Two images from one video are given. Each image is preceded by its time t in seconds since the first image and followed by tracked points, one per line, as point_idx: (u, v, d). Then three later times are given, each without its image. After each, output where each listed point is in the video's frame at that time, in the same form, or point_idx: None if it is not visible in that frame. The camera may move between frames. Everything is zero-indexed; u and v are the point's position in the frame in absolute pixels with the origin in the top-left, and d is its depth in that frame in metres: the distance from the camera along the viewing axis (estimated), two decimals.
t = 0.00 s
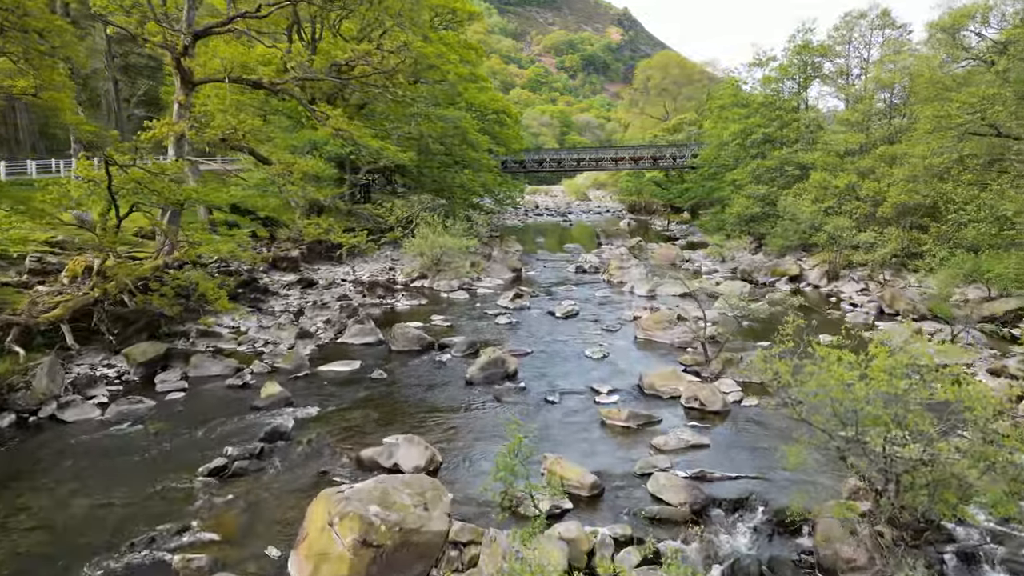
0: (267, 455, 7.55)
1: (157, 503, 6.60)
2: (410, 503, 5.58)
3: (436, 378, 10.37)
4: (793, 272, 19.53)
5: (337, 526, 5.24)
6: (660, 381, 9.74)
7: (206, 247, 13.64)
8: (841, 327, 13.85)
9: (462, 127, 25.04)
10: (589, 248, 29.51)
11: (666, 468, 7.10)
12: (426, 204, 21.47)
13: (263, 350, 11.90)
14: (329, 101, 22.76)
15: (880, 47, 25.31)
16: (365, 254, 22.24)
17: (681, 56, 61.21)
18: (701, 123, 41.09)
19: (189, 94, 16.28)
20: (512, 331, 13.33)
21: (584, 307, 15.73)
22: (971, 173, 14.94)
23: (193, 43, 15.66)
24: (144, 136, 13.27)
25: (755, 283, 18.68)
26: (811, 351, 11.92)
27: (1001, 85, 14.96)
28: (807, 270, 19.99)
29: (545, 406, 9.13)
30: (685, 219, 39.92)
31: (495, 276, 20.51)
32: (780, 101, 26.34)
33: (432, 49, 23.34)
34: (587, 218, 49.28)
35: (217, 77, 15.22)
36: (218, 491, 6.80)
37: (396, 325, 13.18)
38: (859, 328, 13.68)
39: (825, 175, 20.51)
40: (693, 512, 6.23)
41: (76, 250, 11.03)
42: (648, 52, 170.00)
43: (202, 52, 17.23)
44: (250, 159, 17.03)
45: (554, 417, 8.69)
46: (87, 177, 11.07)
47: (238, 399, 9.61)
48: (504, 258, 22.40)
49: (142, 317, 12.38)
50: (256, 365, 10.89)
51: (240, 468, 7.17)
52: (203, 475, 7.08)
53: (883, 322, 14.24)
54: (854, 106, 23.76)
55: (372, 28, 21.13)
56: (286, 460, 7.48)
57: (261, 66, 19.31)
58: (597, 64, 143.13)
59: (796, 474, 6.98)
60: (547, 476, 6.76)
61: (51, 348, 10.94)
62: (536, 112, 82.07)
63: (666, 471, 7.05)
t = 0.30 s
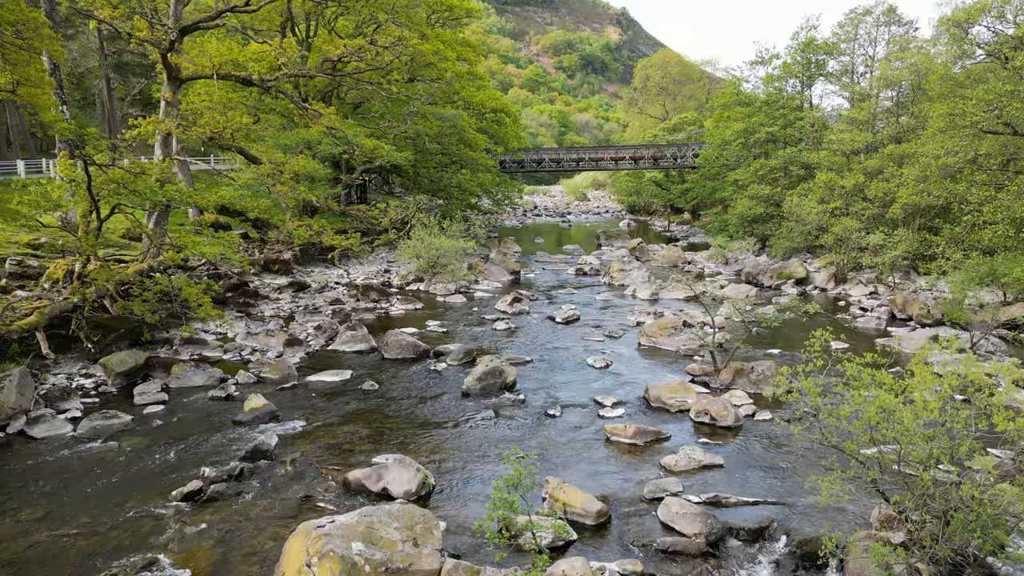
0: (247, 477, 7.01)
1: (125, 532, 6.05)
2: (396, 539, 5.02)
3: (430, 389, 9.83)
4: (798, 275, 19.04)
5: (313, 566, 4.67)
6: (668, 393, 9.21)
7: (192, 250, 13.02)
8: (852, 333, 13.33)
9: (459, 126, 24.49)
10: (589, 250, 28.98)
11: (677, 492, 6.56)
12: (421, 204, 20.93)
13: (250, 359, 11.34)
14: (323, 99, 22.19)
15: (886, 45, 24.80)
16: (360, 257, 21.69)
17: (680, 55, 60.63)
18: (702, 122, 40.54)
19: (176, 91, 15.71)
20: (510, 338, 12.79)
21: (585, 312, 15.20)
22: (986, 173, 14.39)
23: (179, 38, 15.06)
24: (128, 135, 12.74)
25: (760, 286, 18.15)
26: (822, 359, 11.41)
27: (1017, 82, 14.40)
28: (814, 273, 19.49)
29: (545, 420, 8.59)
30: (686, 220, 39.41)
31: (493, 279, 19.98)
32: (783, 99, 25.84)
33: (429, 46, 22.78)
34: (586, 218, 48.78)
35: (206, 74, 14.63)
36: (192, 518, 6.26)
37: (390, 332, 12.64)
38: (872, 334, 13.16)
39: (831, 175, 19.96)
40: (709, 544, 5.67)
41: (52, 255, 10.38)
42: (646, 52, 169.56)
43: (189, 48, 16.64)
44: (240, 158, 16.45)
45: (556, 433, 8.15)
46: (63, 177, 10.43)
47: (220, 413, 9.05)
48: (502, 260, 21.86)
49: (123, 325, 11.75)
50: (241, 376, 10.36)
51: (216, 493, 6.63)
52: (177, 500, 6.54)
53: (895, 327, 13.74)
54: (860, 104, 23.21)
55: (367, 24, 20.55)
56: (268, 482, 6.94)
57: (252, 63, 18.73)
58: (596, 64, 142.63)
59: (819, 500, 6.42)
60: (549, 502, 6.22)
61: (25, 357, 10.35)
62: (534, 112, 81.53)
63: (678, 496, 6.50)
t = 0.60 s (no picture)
0: (222, 503, 6.43)
1: (82, 568, 5.48)
2: None
3: (423, 401, 9.27)
4: (805, 278, 18.50)
5: None
6: (676, 407, 8.66)
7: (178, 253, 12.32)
8: (865, 340, 12.80)
9: (456, 125, 23.91)
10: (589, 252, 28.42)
11: (691, 521, 5.98)
12: (417, 205, 20.37)
13: (235, 369, 10.75)
14: (316, 97, 21.59)
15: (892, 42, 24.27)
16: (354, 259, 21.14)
17: (680, 54, 60.01)
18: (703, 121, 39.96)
19: (161, 89, 15.13)
20: (509, 345, 12.24)
21: (587, 317, 14.65)
22: (1003, 173, 13.84)
23: (164, 32, 14.41)
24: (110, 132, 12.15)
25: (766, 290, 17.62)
26: (835, 368, 10.87)
27: None
28: (821, 276, 18.96)
29: (546, 437, 8.03)
30: (686, 221, 38.87)
31: (490, 282, 19.44)
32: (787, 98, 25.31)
33: (424, 44, 22.20)
34: (585, 219, 48.21)
35: (191, 71, 14.03)
36: (159, 552, 5.69)
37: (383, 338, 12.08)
38: (886, 341, 12.63)
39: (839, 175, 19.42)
40: None
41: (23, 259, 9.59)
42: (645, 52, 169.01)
43: (176, 43, 16.05)
44: (229, 158, 15.85)
45: (558, 451, 7.59)
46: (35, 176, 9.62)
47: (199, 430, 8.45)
48: (500, 263, 21.31)
49: (102, 332, 11.07)
50: (223, 388, 9.78)
51: (187, 522, 6.06)
52: (144, 531, 5.95)
53: (909, 334, 13.20)
54: (867, 103, 22.65)
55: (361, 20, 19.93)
56: (244, 509, 6.36)
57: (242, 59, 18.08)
58: (594, 64, 142.10)
59: (846, 531, 5.86)
60: (552, 533, 5.66)
61: None
62: (532, 112, 80.93)
63: (692, 525, 5.92)
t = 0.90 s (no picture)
0: (193, 534, 5.85)
1: None
2: None
3: (416, 415, 8.72)
4: (812, 281, 17.97)
5: None
6: (685, 422, 8.11)
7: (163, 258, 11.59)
8: (877, 347, 12.27)
9: (452, 124, 23.34)
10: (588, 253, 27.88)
11: (708, 555, 5.41)
12: (412, 206, 19.80)
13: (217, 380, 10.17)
14: (309, 95, 21.00)
15: (897, 40, 23.77)
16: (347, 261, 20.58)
17: (679, 53, 59.43)
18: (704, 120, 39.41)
19: (146, 85, 14.51)
20: (507, 353, 11.69)
21: (588, 322, 14.12)
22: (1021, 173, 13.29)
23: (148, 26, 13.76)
24: (90, 130, 11.58)
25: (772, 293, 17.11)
26: (849, 378, 10.34)
27: None
28: (827, 279, 18.43)
29: (547, 456, 7.46)
30: (687, 222, 38.33)
31: (488, 285, 18.89)
32: (791, 97, 24.80)
33: (420, 40, 21.62)
34: (584, 220, 47.65)
35: (177, 67, 13.40)
36: None
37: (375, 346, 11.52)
38: (900, 348, 12.10)
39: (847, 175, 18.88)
40: None
41: None
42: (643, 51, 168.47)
43: (161, 38, 15.42)
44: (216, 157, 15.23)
45: (560, 473, 7.02)
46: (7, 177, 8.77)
47: (176, 449, 7.88)
48: (498, 265, 20.76)
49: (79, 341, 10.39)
50: (204, 401, 9.21)
51: (152, 556, 5.46)
52: (104, 566, 5.36)
53: (923, 340, 12.66)
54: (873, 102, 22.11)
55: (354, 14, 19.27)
56: (216, 540, 5.78)
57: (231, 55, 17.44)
58: (592, 64, 141.54)
59: (879, 567, 5.30)
60: (555, 571, 5.08)
61: None
62: (530, 112, 80.37)
63: (709, 560, 5.35)
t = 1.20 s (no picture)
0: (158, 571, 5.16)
1: None
2: None
3: (407, 431, 8.16)
4: (819, 284, 17.46)
5: None
6: (696, 439, 7.56)
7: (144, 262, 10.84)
8: (891, 354, 11.75)
9: (449, 123, 22.79)
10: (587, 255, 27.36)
11: None
12: (407, 207, 19.24)
13: (198, 392, 9.57)
14: (302, 92, 20.39)
15: (903, 37, 23.31)
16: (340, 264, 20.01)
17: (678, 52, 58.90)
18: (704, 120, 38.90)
19: (129, 81, 13.85)
20: (505, 361, 11.14)
21: (589, 328, 13.58)
22: None
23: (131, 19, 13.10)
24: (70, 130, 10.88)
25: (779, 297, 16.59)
26: (866, 390, 9.82)
27: None
28: (834, 281, 17.93)
29: (549, 479, 6.91)
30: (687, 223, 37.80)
31: (485, 288, 18.35)
32: (795, 95, 24.31)
33: (416, 37, 21.04)
34: (582, 220, 47.12)
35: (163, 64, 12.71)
36: None
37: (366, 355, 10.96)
38: (915, 356, 11.58)
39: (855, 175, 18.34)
40: None
41: None
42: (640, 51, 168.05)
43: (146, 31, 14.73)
44: (203, 156, 14.59)
45: (563, 499, 6.47)
46: None
47: (149, 471, 7.27)
48: (495, 268, 20.23)
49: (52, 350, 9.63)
50: (181, 416, 8.63)
51: None
52: None
53: (939, 347, 12.15)
54: (880, 100, 21.60)
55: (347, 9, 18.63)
56: None
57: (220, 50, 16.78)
58: (590, 63, 141.04)
59: None
60: None
61: None
62: (527, 112, 79.81)
63: None
